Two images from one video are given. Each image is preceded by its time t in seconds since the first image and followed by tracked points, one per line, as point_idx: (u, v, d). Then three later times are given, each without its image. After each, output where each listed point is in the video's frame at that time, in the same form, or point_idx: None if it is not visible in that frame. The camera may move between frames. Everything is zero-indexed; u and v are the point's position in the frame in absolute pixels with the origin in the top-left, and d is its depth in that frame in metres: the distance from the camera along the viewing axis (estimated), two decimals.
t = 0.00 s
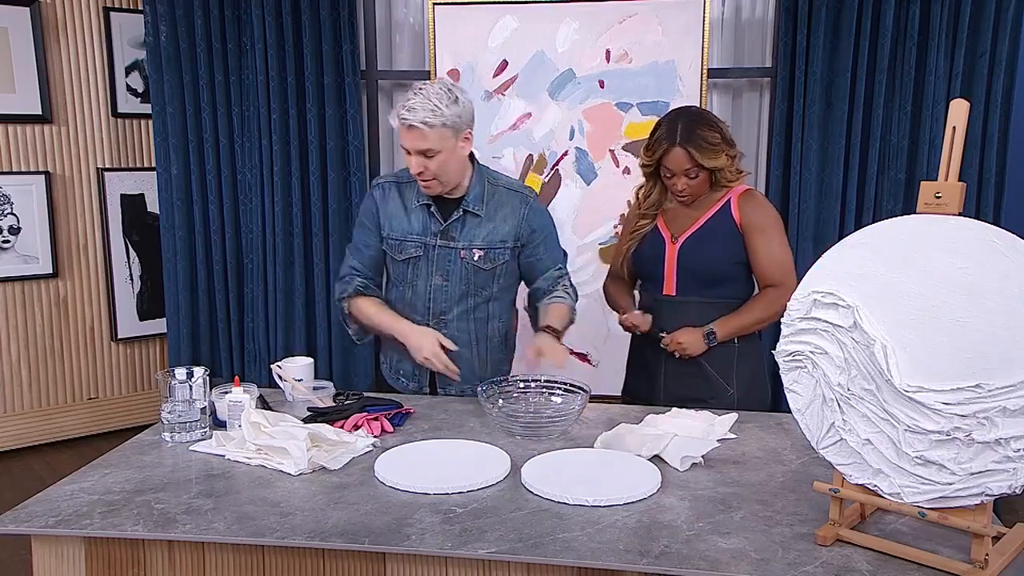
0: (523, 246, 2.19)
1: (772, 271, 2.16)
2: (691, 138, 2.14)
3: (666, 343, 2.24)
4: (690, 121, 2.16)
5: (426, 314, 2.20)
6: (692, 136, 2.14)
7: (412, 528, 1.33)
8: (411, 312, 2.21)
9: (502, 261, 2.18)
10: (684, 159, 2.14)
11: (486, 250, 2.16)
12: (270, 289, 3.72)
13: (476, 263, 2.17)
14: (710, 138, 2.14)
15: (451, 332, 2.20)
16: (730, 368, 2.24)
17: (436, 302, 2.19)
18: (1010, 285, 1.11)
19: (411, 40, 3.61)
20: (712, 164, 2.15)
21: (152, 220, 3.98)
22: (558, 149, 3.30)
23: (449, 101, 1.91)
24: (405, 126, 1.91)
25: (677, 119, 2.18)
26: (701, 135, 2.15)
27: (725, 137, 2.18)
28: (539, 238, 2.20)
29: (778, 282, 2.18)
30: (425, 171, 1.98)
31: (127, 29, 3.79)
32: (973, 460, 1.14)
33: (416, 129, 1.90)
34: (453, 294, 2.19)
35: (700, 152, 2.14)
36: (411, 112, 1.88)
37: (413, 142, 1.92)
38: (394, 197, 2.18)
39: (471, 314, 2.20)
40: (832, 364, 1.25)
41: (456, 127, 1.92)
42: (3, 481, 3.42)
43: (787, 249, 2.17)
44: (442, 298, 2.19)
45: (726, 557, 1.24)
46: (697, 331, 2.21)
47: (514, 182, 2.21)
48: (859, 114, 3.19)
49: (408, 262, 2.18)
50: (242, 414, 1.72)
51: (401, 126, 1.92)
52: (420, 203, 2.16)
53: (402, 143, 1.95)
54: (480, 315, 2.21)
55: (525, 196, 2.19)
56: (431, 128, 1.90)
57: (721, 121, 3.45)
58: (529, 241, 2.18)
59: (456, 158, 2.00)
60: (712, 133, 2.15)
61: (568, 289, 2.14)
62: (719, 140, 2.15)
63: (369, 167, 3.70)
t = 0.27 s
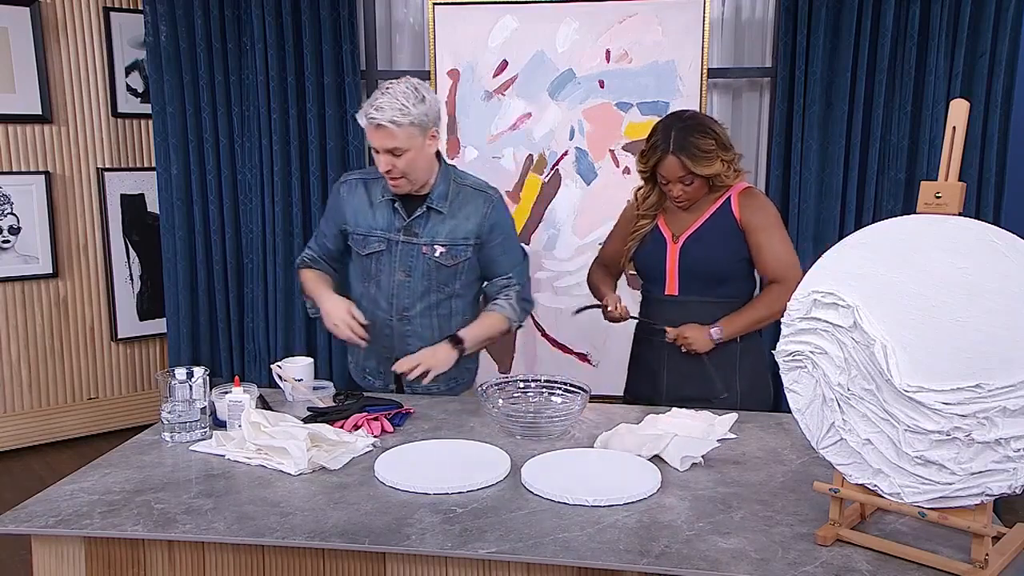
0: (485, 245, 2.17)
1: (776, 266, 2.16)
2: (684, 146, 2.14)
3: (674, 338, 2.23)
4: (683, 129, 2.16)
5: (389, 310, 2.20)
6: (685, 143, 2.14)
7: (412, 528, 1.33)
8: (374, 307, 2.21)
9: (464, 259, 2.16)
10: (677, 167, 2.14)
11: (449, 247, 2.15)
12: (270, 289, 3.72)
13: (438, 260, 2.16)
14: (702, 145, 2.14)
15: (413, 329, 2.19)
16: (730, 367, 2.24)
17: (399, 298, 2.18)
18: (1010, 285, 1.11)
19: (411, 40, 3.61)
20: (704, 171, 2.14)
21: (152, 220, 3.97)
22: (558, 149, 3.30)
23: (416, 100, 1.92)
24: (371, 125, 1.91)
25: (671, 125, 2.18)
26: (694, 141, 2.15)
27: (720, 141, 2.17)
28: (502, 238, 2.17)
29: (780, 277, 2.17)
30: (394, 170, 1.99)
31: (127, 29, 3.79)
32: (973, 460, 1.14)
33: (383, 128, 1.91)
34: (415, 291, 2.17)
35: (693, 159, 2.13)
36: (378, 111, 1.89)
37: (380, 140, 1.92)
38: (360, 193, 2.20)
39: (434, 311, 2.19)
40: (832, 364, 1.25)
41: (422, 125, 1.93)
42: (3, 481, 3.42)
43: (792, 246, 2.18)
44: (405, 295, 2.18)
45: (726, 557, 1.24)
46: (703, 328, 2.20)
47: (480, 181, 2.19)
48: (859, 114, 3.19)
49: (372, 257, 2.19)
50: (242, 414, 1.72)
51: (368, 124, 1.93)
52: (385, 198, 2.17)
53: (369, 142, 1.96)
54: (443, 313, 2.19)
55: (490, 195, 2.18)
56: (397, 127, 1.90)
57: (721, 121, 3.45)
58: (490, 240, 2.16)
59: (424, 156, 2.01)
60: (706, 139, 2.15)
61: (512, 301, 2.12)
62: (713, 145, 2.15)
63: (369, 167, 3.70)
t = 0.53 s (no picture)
0: (448, 246, 2.16)
1: (785, 259, 2.18)
2: (685, 143, 2.13)
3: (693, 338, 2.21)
4: (684, 127, 2.15)
5: (354, 307, 2.20)
6: (686, 141, 2.14)
7: (412, 528, 1.33)
8: (339, 305, 2.22)
9: (428, 259, 2.16)
10: (677, 165, 2.14)
11: (413, 246, 2.14)
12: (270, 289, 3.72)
13: (402, 259, 2.15)
14: (703, 144, 2.14)
15: (377, 327, 2.20)
16: (731, 366, 2.24)
17: (363, 295, 2.19)
18: (1010, 285, 1.11)
19: (412, 40, 3.61)
20: (704, 171, 2.14)
21: (152, 220, 3.97)
22: (558, 149, 3.30)
23: (387, 100, 1.93)
24: (345, 127, 1.91)
25: (673, 123, 2.18)
26: (694, 140, 2.14)
27: (720, 140, 2.17)
28: (465, 240, 2.15)
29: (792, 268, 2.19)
30: (368, 171, 1.99)
31: (127, 29, 3.78)
32: (973, 460, 1.14)
33: (357, 130, 1.91)
34: (379, 289, 2.18)
35: (693, 158, 2.13)
36: (352, 112, 1.89)
37: (354, 142, 1.93)
38: (327, 192, 2.21)
39: (397, 309, 2.19)
40: (832, 364, 1.25)
41: (395, 125, 1.94)
42: (3, 481, 3.42)
43: (803, 239, 2.18)
44: (369, 292, 2.18)
45: (726, 557, 1.24)
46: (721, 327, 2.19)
47: (445, 182, 2.19)
48: (859, 114, 3.19)
49: (337, 254, 2.20)
50: (242, 414, 1.72)
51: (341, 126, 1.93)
52: (352, 196, 2.18)
53: (341, 143, 1.95)
54: (406, 311, 2.19)
55: (455, 197, 2.17)
56: (372, 128, 1.91)
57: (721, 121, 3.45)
58: (453, 241, 2.15)
59: (396, 156, 2.02)
60: (706, 139, 2.14)
61: (473, 309, 2.05)
62: (713, 145, 2.15)
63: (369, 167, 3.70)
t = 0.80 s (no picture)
0: (436, 238, 2.19)
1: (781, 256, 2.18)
2: (688, 136, 2.15)
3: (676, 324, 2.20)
4: (689, 120, 2.17)
5: (347, 305, 2.21)
6: (690, 134, 2.15)
7: (413, 528, 1.33)
8: (331, 304, 2.22)
9: (419, 251, 2.19)
10: (678, 156, 2.15)
11: (403, 240, 2.17)
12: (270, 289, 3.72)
13: (393, 253, 2.17)
14: (706, 139, 2.15)
15: (371, 323, 2.21)
16: (731, 366, 2.24)
17: (356, 292, 2.20)
18: (1010, 285, 1.11)
19: (412, 41, 3.61)
20: (706, 165, 2.15)
21: (152, 220, 3.97)
22: (558, 149, 3.29)
23: (378, 90, 1.94)
24: (339, 117, 1.90)
25: (679, 116, 2.20)
26: (698, 134, 2.15)
27: (724, 138, 2.18)
28: (452, 230, 2.20)
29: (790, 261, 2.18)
30: (360, 162, 1.98)
31: (127, 29, 3.78)
32: (973, 460, 1.14)
33: (351, 119, 1.91)
34: (372, 285, 2.19)
35: (695, 150, 2.14)
36: (347, 101, 1.89)
37: (349, 132, 1.92)
38: (310, 191, 2.20)
39: (390, 304, 2.21)
40: (832, 364, 1.25)
41: (386, 115, 1.95)
42: (4, 481, 3.42)
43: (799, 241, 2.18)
44: (362, 289, 2.19)
45: (726, 557, 1.24)
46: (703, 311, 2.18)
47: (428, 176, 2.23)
48: (859, 114, 3.19)
49: (327, 253, 2.20)
50: (242, 414, 1.72)
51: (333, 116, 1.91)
52: (338, 194, 2.17)
53: (332, 135, 1.94)
54: (400, 305, 2.21)
55: (440, 189, 2.21)
56: (366, 117, 1.92)
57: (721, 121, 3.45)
58: (442, 232, 2.19)
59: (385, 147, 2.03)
60: (710, 133, 2.16)
61: (466, 299, 2.09)
62: (717, 141, 2.16)
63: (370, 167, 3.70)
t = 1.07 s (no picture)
0: (437, 231, 2.25)
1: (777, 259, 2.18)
2: (687, 132, 2.15)
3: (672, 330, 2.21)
4: (690, 117, 2.18)
5: (352, 304, 2.21)
6: (689, 131, 2.16)
7: (413, 528, 1.33)
8: (336, 303, 2.21)
9: (421, 245, 2.23)
10: (675, 151, 2.17)
11: (406, 234, 2.20)
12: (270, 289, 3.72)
13: (397, 247, 2.20)
14: (706, 137, 2.15)
15: (378, 320, 2.22)
16: (730, 366, 2.24)
17: (362, 290, 2.20)
18: (1010, 285, 1.11)
19: (411, 40, 3.61)
20: (704, 162, 2.16)
21: (152, 220, 3.97)
22: (558, 149, 3.29)
23: (379, 84, 1.96)
24: (350, 111, 1.90)
25: (682, 112, 2.21)
26: (698, 131, 2.16)
27: (724, 138, 2.18)
28: (450, 223, 2.27)
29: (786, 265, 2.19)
30: (369, 156, 1.99)
31: (127, 29, 3.78)
32: (973, 460, 1.14)
33: (361, 112, 1.91)
34: (377, 281, 2.21)
35: (694, 146, 2.15)
36: (357, 95, 1.89)
37: (359, 126, 1.92)
38: (307, 191, 2.19)
39: (395, 299, 2.23)
40: (832, 364, 1.25)
41: (389, 107, 1.97)
42: (4, 481, 3.42)
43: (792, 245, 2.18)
44: (368, 286, 2.21)
45: (726, 557, 1.24)
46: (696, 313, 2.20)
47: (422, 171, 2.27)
48: (859, 113, 3.19)
49: (329, 252, 2.19)
50: (242, 414, 1.72)
51: (342, 112, 1.91)
52: (338, 192, 2.17)
53: (341, 130, 1.94)
54: (404, 299, 2.24)
55: (437, 183, 2.26)
56: (375, 111, 1.93)
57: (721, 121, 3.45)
58: (442, 225, 2.25)
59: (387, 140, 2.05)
60: (711, 132, 2.16)
61: (469, 287, 2.17)
62: (717, 140, 2.16)
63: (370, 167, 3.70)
